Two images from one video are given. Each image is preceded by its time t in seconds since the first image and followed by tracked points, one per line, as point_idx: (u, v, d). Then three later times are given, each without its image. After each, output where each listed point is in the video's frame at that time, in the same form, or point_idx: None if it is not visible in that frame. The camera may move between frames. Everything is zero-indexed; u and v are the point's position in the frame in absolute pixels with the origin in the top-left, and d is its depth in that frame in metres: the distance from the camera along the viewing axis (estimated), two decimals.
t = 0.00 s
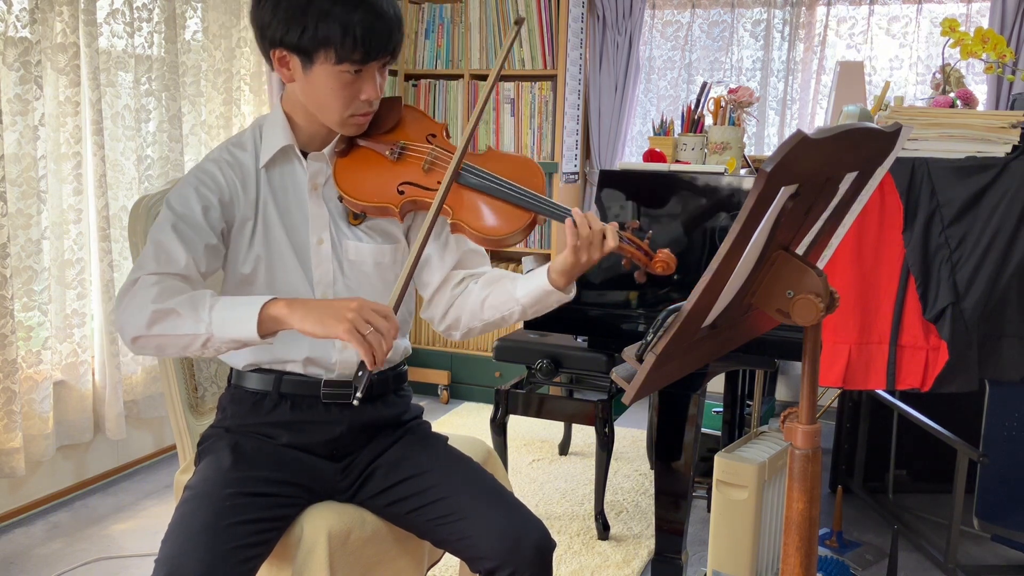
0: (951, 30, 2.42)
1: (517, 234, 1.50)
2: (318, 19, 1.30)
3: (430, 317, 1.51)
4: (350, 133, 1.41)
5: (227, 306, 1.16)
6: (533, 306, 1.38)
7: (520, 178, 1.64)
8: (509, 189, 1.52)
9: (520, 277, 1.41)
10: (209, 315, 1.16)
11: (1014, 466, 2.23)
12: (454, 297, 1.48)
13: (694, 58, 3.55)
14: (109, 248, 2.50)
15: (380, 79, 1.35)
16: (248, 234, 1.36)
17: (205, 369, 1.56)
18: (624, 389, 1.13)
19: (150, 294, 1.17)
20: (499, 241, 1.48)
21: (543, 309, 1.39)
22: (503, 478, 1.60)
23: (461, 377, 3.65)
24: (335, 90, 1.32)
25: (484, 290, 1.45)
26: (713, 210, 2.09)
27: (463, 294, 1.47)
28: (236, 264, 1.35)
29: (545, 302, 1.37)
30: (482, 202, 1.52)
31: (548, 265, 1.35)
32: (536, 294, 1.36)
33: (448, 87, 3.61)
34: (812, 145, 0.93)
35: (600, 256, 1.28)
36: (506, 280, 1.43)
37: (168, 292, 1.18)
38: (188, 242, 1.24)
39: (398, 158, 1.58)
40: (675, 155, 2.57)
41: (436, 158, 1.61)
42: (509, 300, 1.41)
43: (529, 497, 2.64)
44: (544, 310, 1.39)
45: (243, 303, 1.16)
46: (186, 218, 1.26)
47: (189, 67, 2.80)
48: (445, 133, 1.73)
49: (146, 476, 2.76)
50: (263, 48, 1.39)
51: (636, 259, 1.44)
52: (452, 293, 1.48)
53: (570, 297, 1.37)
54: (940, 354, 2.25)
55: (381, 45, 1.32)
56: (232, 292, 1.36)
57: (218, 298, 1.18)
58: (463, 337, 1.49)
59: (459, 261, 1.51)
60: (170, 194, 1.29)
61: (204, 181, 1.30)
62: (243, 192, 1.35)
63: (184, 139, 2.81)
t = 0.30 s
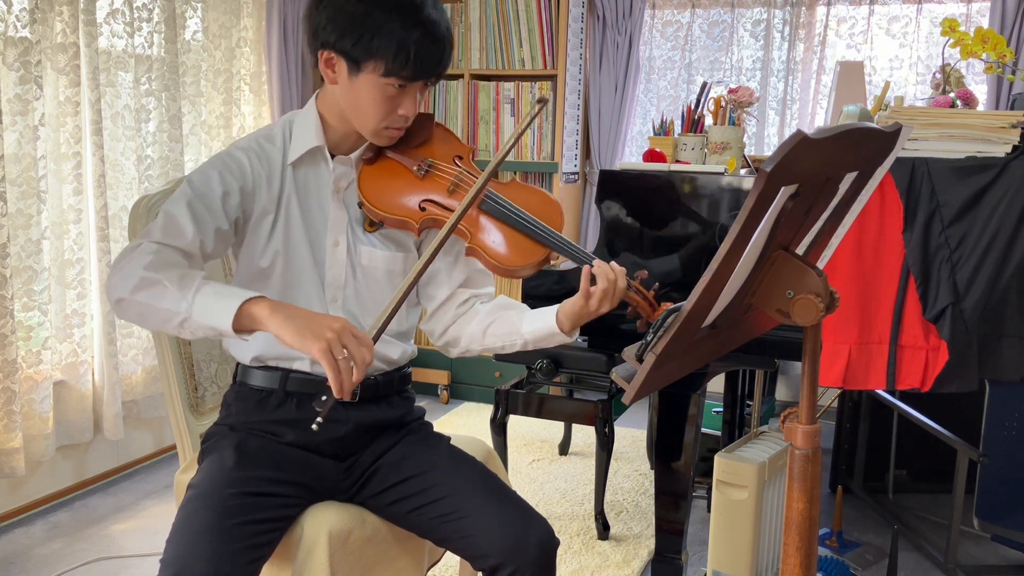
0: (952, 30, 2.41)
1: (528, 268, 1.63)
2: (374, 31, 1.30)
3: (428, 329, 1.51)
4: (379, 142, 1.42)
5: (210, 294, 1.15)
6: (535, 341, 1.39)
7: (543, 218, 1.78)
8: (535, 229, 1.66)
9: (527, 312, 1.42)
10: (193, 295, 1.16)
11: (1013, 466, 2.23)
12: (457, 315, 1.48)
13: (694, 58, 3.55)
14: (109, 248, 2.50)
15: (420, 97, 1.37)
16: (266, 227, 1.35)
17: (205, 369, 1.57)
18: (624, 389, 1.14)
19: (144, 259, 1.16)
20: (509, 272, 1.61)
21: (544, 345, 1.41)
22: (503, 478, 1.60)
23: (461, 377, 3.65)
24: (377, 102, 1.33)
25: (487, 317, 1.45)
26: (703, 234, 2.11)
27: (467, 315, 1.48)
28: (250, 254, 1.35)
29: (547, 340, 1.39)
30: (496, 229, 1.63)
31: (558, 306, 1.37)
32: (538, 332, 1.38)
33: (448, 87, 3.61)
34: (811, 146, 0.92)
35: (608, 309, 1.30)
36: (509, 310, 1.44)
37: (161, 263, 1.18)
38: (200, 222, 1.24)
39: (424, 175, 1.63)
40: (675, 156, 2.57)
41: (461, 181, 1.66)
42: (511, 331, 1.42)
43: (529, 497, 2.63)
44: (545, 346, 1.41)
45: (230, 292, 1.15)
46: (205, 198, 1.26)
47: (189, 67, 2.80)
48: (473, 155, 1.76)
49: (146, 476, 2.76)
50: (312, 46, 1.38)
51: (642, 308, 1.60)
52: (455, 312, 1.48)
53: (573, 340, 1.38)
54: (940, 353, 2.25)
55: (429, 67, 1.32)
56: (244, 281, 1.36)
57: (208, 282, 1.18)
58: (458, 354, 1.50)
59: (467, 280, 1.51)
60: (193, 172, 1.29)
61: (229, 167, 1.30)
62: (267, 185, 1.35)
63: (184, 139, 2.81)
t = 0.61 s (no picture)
0: (952, 30, 2.41)
1: (534, 288, 1.70)
2: (407, 39, 1.31)
3: (427, 338, 1.51)
4: (399, 148, 1.42)
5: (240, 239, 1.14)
6: (531, 363, 1.40)
7: (556, 240, 1.85)
8: (541, 247, 1.72)
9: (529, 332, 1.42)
10: (223, 238, 1.15)
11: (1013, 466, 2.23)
12: (457, 327, 1.48)
13: (694, 58, 3.55)
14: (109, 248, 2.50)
15: (446, 110, 1.36)
16: (283, 217, 1.35)
17: (204, 369, 1.56)
18: (624, 389, 1.14)
19: (174, 204, 1.17)
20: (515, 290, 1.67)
21: (541, 368, 1.41)
22: (503, 477, 1.60)
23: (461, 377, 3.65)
24: (402, 109, 1.33)
25: (486, 333, 1.45)
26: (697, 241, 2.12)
27: (466, 328, 1.48)
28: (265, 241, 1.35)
29: (544, 363, 1.39)
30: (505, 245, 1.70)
31: (560, 329, 1.36)
32: (537, 355, 1.38)
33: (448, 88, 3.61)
34: (811, 146, 0.92)
35: (612, 334, 1.29)
36: (510, 328, 1.44)
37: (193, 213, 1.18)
38: (227, 192, 1.24)
39: (441, 185, 1.68)
40: (675, 156, 2.57)
41: (476, 195, 1.70)
42: (510, 350, 1.42)
43: (529, 497, 2.64)
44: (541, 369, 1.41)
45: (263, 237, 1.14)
46: (233, 173, 1.25)
47: (189, 67, 2.80)
48: (491, 171, 1.81)
49: (146, 476, 2.76)
50: (347, 47, 1.39)
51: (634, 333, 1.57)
52: (456, 323, 1.48)
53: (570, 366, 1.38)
54: (940, 354, 2.25)
55: (458, 81, 1.33)
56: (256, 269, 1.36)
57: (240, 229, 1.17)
58: (454, 366, 1.50)
59: (472, 291, 1.53)
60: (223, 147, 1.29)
61: (257, 150, 1.31)
62: (289, 178, 1.35)
63: (184, 139, 2.81)
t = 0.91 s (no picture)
0: (952, 30, 2.41)
1: (543, 281, 1.75)
2: (411, 32, 1.31)
3: (432, 336, 1.51)
4: (404, 144, 1.41)
5: (272, 225, 1.14)
6: (538, 354, 1.40)
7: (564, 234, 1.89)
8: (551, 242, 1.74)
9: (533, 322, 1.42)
10: (253, 226, 1.15)
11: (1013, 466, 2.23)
12: (461, 324, 1.47)
13: (694, 58, 3.55)
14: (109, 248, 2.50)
15: (451, 104, 1.36)
16: (292, 214, 1.35)
17: (204, 369, 1.56)
18: (624, 389, 1.14)
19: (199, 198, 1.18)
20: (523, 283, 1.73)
21: (547, 360, 1.40)
22: (503, 477, 1.60)
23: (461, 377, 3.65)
24: (408, 102, 1.33)
25: (491, 327, 1.45)
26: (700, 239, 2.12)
27: (470, 324, 1.47)
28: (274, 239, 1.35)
29: (551, 353, 1.38)
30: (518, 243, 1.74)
31: (567, 318, 1.36)
32: (544, 345, 1.38)
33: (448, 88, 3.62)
34: (811, 146, 0.92)
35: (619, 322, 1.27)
36: (515, 321, 1.44)
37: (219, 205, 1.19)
38: (243, 187, 1.24)
39: (448, 180, 1.69)
40: (675, 156, 2.57)
41: (482, 190, 1.73)
42: (516, 342, 1.42)
43: (529, 497, 2.64)
44: (548, 360, 1.41)
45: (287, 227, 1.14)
46: (247, 168, 1.26)
47: (189, 67, 2.80)
48: (496, 167, 1.83)
49: (146, 476, 2.76)
50: (351, 44, 1.39)
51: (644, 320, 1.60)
52: (460, 320, 1.48)
53: (577, 354, 1.38)
54: (940, 354, 2.25)
55: (464, 74, 1.33)
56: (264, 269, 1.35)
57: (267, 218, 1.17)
58: (460, 363, 1.49)
59: (476, 289, 1.52)
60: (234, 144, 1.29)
61: (268, 148, 1.31)
62: (297, 175, 1.35)
63: (184, 139, 2.81)
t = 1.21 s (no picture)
0: (952, 30, 2.41)
1: (544, 263, 1.71)
2: (386, 22, 1.31)
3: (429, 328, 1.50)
4: (392, 139, 1.40)
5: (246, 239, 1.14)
6: (542, 334, 1.39)
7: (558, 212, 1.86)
8: (548, 223, 1.71)
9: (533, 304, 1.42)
10: (228, 244, 1.15)
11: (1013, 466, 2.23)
12: (459, 313, 1.47)
13: (694, 58, 3.55)
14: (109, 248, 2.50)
15: (434, 93, 1.35)
16: (282, 217, 1.35)
17: (205, 369, 1.56)
18: (624, 389, 1.14)
19: (174, 222, 1.17)
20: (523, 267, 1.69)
21: (551, 340, 1.40)
22: (503, 477, 1.60)
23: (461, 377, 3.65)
24: (390, 94, 1.32)
25: (492, 314, 1.45)
26: (712, 230, 2.10)
27: (469, 313, 1.47)
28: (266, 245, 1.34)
29: (555, 332, 1.38)
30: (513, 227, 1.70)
31: (568, 295, 1.35)
32: (548, 324, 1.37)
33: (448, 87, 3.62)
34: (811, 146, 0.92)
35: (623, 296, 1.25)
36: (515, 306, 1.44)
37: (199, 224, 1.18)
38: (228, 201, 1.23)
39: (439, 171, 1.67)
40: (675, 156, 2.57)
41: (475, 177, 1.71)
42: (519, 324, 1.42)
43: (529, 497, 2.64)
44: (552, 340, 1.40)
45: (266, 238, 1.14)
46: (230, 180, 1.24)
47: (189, 67, 2.80)
48: (486, 153, 1.81)
49: (146, 476, 2.76)
50: (328, 43, 1.39)
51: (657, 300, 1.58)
52: (457, 309, 1.48)
53: (580, 331, 1.37)
54: (940, 354, 2.25)
55: (442, 60, 1.32)
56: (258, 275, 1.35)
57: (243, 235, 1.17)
58: (459, 355, 1.48)
59: (471, 278, 1.52)
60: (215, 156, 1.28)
61: (251, 154, 1.30)
62: (285, 177, 1.34)
63: (184, 139, 2.81)
